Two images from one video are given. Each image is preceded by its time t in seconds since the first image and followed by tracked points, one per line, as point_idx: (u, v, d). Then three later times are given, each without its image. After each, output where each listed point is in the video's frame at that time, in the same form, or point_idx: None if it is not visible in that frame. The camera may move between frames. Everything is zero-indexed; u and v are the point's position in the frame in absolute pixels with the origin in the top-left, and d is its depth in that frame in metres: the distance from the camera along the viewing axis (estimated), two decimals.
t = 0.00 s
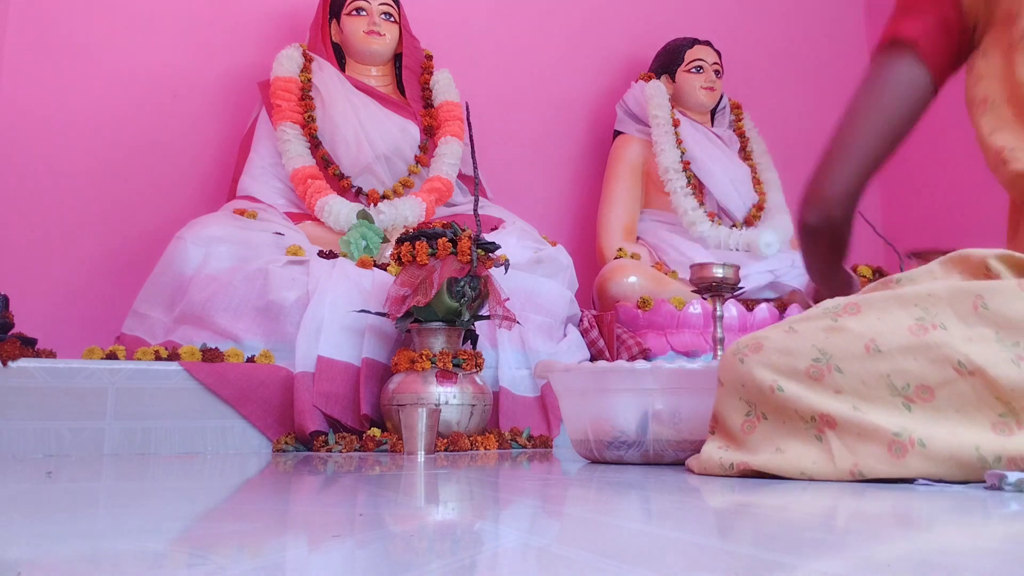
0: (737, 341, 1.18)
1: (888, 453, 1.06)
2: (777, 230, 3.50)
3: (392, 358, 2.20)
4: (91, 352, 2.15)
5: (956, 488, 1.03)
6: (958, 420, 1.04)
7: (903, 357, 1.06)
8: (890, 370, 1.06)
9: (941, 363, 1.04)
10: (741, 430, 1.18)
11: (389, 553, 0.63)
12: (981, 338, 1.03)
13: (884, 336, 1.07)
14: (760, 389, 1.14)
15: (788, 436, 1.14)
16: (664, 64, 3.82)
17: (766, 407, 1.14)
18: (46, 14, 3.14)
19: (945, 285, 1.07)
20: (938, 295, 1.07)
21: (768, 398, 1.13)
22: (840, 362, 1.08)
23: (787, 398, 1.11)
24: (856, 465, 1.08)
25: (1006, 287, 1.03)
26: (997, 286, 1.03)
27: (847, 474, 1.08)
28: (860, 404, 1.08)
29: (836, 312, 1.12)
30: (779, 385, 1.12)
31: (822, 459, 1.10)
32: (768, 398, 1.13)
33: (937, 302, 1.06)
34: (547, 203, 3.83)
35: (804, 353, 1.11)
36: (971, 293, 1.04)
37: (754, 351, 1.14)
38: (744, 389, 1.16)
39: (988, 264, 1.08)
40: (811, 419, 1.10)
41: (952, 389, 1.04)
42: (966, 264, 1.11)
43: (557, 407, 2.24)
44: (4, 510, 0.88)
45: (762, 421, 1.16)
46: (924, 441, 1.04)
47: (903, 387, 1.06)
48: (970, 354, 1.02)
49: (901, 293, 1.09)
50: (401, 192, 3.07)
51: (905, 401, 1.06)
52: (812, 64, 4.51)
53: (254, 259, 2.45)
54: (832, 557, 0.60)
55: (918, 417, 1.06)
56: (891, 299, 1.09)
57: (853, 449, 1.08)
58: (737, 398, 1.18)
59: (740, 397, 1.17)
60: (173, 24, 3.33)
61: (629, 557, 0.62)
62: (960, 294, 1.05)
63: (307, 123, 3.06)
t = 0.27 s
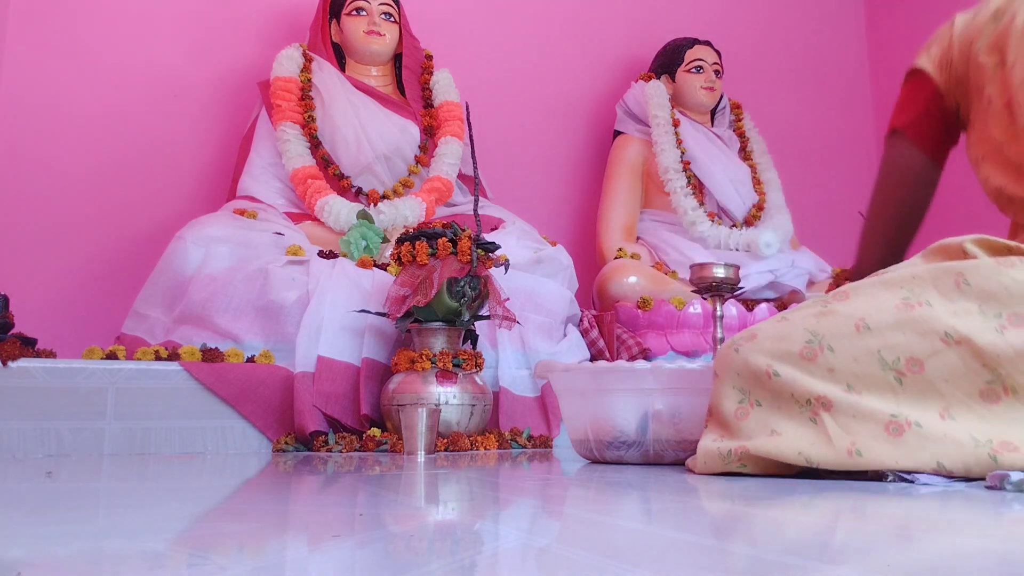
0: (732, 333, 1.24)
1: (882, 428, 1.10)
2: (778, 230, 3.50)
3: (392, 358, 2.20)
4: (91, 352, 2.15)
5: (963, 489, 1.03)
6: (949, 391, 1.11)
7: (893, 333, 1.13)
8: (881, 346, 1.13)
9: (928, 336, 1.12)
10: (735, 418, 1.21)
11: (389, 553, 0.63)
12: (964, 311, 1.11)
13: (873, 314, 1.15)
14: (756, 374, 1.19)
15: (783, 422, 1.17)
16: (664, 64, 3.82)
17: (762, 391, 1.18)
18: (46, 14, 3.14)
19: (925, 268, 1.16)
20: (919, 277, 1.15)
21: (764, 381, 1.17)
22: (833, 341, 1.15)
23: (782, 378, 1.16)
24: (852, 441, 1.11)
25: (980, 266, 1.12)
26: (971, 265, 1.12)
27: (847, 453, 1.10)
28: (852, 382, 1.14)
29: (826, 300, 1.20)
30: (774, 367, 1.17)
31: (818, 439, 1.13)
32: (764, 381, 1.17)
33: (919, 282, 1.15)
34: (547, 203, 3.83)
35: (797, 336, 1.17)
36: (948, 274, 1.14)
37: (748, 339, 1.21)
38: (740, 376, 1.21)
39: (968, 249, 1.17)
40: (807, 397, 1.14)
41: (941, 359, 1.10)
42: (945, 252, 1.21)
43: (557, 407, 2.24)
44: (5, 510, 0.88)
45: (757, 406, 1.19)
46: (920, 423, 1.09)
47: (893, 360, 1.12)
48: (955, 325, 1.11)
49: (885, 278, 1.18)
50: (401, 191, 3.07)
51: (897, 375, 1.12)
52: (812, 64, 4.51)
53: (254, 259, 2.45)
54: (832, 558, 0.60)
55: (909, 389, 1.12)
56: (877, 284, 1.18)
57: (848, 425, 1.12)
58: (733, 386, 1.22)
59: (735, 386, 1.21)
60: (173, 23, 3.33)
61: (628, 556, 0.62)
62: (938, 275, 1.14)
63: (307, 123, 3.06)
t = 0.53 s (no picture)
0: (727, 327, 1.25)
1: (875, 410, 1.11)
2: (778, 230, 3.50)
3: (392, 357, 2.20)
4: (91, 352, 2.15)
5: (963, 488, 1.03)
6: (938, 367, 1.11)
7: (881, 314, 1.14)
8: (870, 327, 1.14)
9: (915, 315, 1.12)
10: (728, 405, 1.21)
11: (389, 553, 0.63)
12: (951, 291, 1.12)
13: (862, 298, 1.16)
14: (749, 361, 1.19)
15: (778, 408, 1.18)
16: (664, 64, 3.82)
17: (756, 377, 1.19)
18: (46, 14, 3.14)
19: (912, 254, 1.17)
20: (905, 264, 1.17)
21: (757, 368, 1.18)
22: (824, 325, 1.16)
23: (775, 363, 1.16)
24: (845, 424, 1.12)
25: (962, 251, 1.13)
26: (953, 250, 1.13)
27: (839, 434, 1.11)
28: (844, 366, 1.14)
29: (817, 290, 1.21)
30: (767, 353, 1.18)
31: (813, 423, 1.13)
32: (757, 367, 1.18)
33: (906, 268, 1.16)
34: (547, 203, 3.83)
35: (789, 322, 1.18)
36: (932, 258, 1.15)
37: (742, 328, 1.22)
38: (734, 364, 1.22)
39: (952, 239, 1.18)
40: (799, 381, 1.15)
41: (929, 337, 1.11)
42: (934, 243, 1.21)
43: (557, 407, 2.24)
44: (5, 510, 0.88)
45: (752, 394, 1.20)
46: (911, 403, 1.10)
47: (882, 339, 1.13)
48: (941, 303, 1.11)
49: (874, 267, 1.19)
50: (401, 191, 3.07)
51: (886, 355, 1.13)
52: (812, 64, 4.51)
53: (254, 258, 2.45)
54: (834, 558, 0.60)
55: (899, 368, 1.12)
56: (867, 273, 1.19)
57: (842, 408, 1.13)
58: (727, 373, 1.22)
59: (730, 374, 1.22)
60: (173, 23, 3.33)
61: (627, 555, 0.62)
62: (922, 261, 1.16)
63: (307, 123, 3.06)
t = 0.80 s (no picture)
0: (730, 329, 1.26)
1: (876, 415, 1.12)
2: (778, 230, 3.50)
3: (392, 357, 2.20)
4: (91, 352, 2.15)
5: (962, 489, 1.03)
6: (939, 373, 1.10)
7: (882, 319, 1.13)
8: (871, 332, 1.13)
9: (917, 321, 1.12)
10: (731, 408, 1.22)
11: (389, 553, 0.63)
12: (954, 298, 1.11)
13: (863, 303, 1.15)
14: (751, 364, 1.20)
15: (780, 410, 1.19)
16: (664, 64, 3.82)
17: (758, 380, 1.20)
18: (46, 14, 3.14)
19: (915, 258, 1.16)
20: (907, 269, 1.16)
21: (759, 370, 1.19)
22: (825, 330, 1.16)
23: (776, 366, 1.17)
24: (846, 429, 1.13)
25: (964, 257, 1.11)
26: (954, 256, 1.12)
27: (840, 438, 1.12)
28: (845, 369, 1.15)
29: (819, 293, 1.21)
30: (768, 357, 1.18)
31: (814, 426, 1.14)
32: (759, 371, 1.19)
33: (908, 273, 1.16)
34: (547, 203, 3.83)
35: (791, 326, 1.18)
36: (934, 264, 1.14)
37: (744, 331, 1.23)
38: (735, 367, 1.22)
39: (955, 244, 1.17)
40: (801, 385, 1.15)
41: (930, 343, 1.10)
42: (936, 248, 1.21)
43: (557, 407, 2.24)
44: (4, 510, 0.88)
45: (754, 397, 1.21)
46: (911, 407, 1.10)
47: (883, 345, 1.12)
48: (943, 310, 1.10)
49: (876, 270, 1.19)
50: (401, 191, 3.07)
51: (888, 361, 1.12)
52: (812, 64, 4.51)
53: (254, 259, 2.45)
54: (830, 558, 0.60)
55: (900, 374, 1.12)
56: (869, 276, 1.19)
57: (843, 413, 1.13)
58: (729, 376, 1.23)
59: (732, 376, 1.23)
60: (173, 23, 3.33)
61: (626, 555, 0.62)
62: (925, 267, 1.15)
63: (307, 123, 3.06)
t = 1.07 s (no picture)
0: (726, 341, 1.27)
1: (874, 426, 1.12)
2: (778, 230, 3.50)
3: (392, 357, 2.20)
4: (91, 352, 2.15)
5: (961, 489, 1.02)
6: (933, 392, 1.10)
7: (876, 337, 1.13)
8: (864, 349, 1.14)
9: (910, 340, 1.11)
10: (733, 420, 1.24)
11: (389, 553, 0.63)
12: (949, 314, 1.10)
13: (857, 319, 1.15)
14: (748, 378, 1.22)
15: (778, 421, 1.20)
16: (664, 64, 3.82)
17: (754, 394, 1.21)
18: (46, 14, 3.14)
19: (911, 270, 1.15)
20: (902, 282, 1.14)
21: (755, 385, 1.20)
22: (819, 346, 1.16)
23: (771, 382, 1.18)
24: (843, 440, 1.14)
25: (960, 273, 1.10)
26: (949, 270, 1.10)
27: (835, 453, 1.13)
28: (840, 386, 1.15)
29: (815, 305, 1.21)
30: (763, 372, 1.19)
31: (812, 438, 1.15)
32: (755, 385, 1.20)
33: (902, 287, 1.14)
34: (547, 203, 3.83)
35: (785, 341, 1.19)
36: (930, 279, 1.12)
37: (740, 343, 1.24)
38: (733, 379, 1.24)
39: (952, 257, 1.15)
40: (797, 400, 1.17)
41: (923, 362, 1.10)
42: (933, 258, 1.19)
43: (557, 407, 2.24)
44: (5, 510, 0.88)
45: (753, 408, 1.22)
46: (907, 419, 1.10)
47: (876, 363, 1.13)
48: (937, 328, 1.09)
49: (871, 282, 1.17)
50: (401, 191, 3.07)
51: (882, 377, 1.12)
52: (812, 64, 4.51)
53: (254, 259, 2.45)
54: (829, 558, 0.60)
55: (895, 392, 1.12)
56: (865, 288, 1.18)
57: (840, 426, 1.15)
58: (727, 388, 1.25)
59: (730, 389, 1.24)
60: (173, 23, 3.33)
61: (625, 555, 0.62)
62: (920, 282, 1.13)
63: (307, 123, 3.06)
